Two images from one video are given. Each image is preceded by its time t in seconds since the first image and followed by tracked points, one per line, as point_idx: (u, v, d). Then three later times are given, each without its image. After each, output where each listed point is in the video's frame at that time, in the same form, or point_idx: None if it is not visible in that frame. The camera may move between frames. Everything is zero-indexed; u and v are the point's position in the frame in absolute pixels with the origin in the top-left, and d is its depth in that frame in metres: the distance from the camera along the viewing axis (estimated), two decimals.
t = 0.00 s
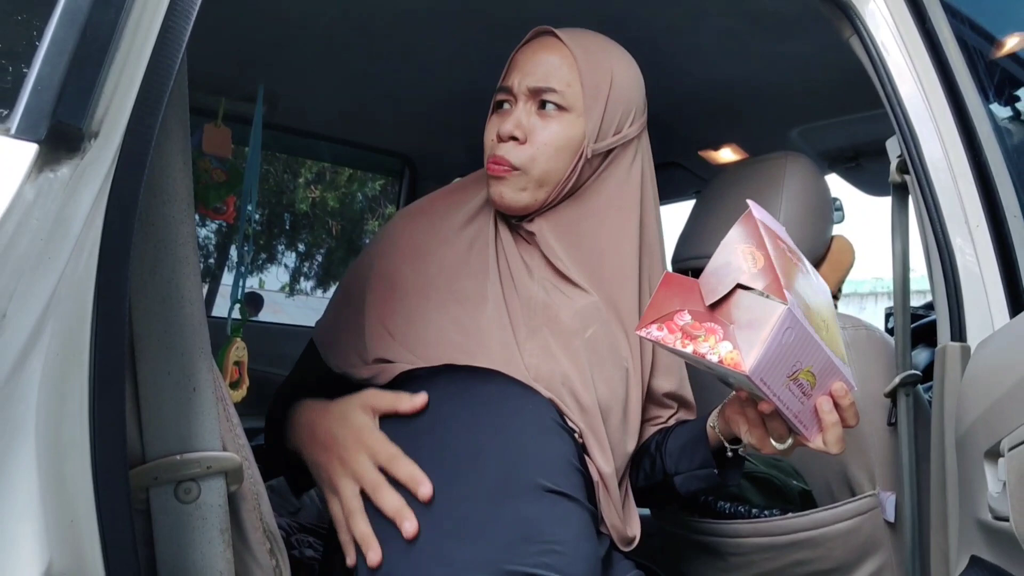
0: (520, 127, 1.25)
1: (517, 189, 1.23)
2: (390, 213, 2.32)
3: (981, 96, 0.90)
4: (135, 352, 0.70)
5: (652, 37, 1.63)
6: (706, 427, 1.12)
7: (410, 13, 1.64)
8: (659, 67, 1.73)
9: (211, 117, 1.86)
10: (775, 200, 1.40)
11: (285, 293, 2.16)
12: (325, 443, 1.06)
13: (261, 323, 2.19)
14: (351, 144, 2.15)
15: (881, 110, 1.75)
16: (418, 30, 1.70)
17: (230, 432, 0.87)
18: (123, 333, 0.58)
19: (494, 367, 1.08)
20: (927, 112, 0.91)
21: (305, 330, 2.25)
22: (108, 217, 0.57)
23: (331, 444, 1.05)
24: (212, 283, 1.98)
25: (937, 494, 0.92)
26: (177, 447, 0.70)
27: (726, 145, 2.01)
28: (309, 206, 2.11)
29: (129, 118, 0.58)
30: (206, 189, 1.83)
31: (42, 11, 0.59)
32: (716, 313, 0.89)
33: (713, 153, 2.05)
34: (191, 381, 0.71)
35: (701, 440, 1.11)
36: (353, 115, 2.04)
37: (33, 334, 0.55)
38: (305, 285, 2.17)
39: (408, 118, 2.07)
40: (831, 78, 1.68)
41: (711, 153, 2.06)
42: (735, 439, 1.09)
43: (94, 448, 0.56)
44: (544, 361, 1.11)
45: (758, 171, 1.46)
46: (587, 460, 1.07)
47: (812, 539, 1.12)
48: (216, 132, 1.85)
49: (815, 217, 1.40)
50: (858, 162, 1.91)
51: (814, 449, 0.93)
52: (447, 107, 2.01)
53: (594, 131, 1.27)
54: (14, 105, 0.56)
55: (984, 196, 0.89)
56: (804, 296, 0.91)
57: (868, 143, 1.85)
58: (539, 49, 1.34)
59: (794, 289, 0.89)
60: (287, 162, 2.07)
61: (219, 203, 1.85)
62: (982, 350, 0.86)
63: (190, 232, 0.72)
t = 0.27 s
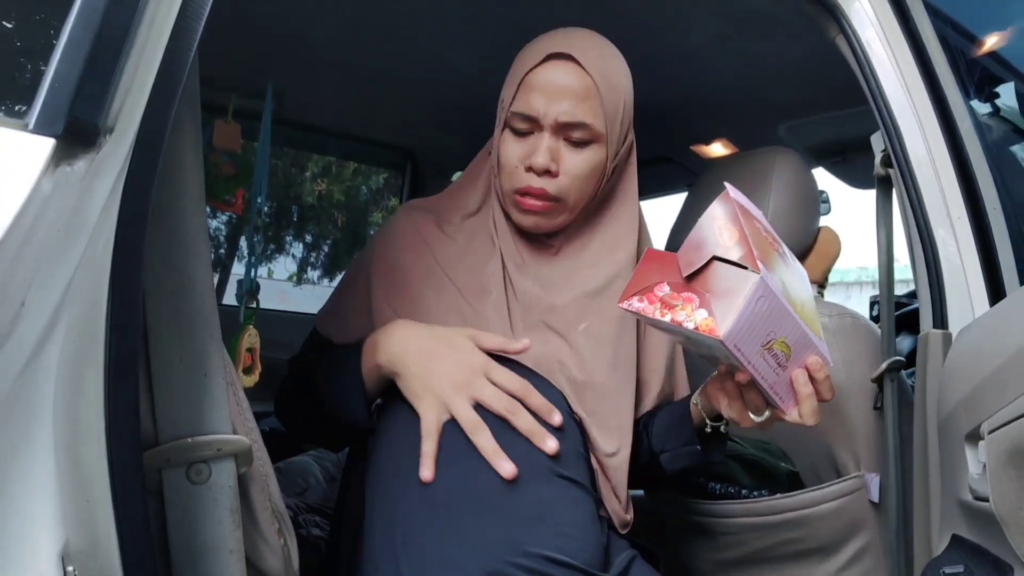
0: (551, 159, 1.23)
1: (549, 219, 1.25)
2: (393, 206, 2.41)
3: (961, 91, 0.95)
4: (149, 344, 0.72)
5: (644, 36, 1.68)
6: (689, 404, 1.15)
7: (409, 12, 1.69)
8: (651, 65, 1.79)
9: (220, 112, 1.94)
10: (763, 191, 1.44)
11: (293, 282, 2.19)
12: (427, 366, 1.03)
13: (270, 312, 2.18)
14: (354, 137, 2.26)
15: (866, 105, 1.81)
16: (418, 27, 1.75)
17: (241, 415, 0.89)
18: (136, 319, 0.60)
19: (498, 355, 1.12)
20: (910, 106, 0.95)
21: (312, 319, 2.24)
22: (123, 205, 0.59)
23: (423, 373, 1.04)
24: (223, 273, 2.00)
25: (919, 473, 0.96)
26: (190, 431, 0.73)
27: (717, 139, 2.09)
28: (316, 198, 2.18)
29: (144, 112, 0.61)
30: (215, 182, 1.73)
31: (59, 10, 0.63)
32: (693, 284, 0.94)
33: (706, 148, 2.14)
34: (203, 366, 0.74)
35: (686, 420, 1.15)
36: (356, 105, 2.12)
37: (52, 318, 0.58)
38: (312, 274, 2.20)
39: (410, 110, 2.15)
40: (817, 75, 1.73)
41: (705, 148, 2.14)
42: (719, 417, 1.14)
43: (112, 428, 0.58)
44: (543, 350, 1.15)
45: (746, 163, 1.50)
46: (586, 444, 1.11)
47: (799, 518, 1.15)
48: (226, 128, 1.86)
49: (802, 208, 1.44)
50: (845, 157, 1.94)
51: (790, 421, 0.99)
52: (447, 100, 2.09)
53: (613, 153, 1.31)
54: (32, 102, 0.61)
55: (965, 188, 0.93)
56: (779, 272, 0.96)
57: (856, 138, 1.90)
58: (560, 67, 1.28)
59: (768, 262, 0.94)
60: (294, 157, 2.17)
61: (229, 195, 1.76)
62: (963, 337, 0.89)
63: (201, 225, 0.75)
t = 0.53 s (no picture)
0: (561, 159, 1.27)
1: (556, 216, 1.29)
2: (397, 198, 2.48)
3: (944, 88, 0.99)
4: (162, 329, 0.75)
5: (638, 34, 1.73)
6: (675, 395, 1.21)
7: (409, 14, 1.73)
8: (645, 61, 1.83)
9: (229, 109, 1.98)
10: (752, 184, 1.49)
11: (300, 272, 2.31)
12: (381, 471, 1.02)
13: (279, 300, 2.31)
14: (359, 133, 2.31)
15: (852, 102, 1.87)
16: (418, 31, 1.80)
17: (250, 401, 0.92)
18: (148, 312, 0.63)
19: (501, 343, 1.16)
20: (896, 104, 0.98)
21: (318, 307, 2.37)
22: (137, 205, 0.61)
23: (384, 485, 1.01)
24: (233, 264, 2.10)
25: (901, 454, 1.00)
26: (200, 415, 0.75)
27: (709, 134, 2.16)
28: (323, 191, 2.26)
29: (158, 113, 0.63)
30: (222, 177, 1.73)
31: (76, 8, 0.62)
32: (676, 288, 0.98)
33: (696, 143, 2.21)
34: (214, 353, 0.76)
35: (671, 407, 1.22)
36: (359, 106, 2.17)
37: (68, 312, 0.59)
38: (318, 264, 2.32)
39: (412, 109, 2.21)
40: (805, 73, 1.78)
41: (695, 143, 2.21)
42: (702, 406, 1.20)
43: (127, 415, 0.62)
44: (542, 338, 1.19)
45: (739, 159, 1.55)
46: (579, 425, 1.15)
47: (786, 500, 1.20)
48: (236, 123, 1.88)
49: (791, 201, 1.48)
50: (829, 151, 2.04)
51: (769, 416, 1.02)
52: (447, 101, 2.15)
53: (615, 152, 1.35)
54: (49, 97, 0.60)
55: (948, 182, 0.97)
56: (756, 276, 0.99)
57: (840, 134, 1.97)
58: (570, 69, 1.31)
59: (746, 267, 0.97)
60: (301, 151, 2.21)
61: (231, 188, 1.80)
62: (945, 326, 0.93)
63: (211, 215, 0.77)
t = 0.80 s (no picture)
0: (559, 151, 1.31)
1: (556, 207, 1.33)
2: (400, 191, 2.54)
3: (927, 85, 1.06)
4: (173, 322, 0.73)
5: (635, 31, 1.76)
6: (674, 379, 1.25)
7: (409, 12, 1.76)
8: (641, 57, 1.87)
9: (239, 104, 2.08)
10: (743, 178, 1.56)
11: (307, 262, 2.38)
12: (348, 396, 1.16)
13: (286, 290, 2.37)
14: (360, 128, 2.35)
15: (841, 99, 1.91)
16: (418, 29, 1.83)
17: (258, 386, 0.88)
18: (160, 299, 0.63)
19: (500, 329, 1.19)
20: (881, 100, 1.06)
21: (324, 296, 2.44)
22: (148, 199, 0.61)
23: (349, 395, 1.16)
24: (241, 255, 2.17)
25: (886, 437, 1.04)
26: (210, 402, 0.73)
27: (700, 130, 2.20)
28: (329, 184, 2.33)
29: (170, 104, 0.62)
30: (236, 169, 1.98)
31: (92, 8, 0.61)
32: (676, 274, 1.00)
33: (689, 138, 2.25)
34: (223, 341, 0.73)
35: (669, 395, 1.26)
36: (358, 102, 2.21)
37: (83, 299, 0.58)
38: (325, 255, 2.39)
39: (411, 106, 2.24)
40: (794, 70, 1.82)
41: (687, 138, 2.25)
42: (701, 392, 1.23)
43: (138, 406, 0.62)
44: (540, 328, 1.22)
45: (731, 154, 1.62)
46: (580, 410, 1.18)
47: (776, 482, 1.30)
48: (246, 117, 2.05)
49: (779, 194, 1.56)
50: (818, 147, 2.07)
51: (764, 399, 1.06)
52: (444, 98, 2.19)
53: (612, 145, 1.39)
54: (65, 93, 0.59)
55: (931, 174, 1.03)
56: (757, 262, 1.02)
57: (829, 130, 2.00)
58: (566, 64, 1.34)
59: (747, 252, 1.01)
60: (308, 146, 2.28)
61: (248, 181, 2.00)
62: (930, 315, 0.96)
63: (221, 208, 0.74)
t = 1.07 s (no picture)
0: (555, 150, 1.33)
1: (552, 204, 1.36)
2: (403, 187, 2.56)
3: (916, 84, 1.10)
4: (181, 312, 0.74)
5: (632, 28, 1.78)
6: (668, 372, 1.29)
7: (409, 10, 1.78)
8: (638, 54, 1.89)
9: (245, 103, 2.12)
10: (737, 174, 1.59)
11: (311, 256, 2.41)
12: (422, 300, 1.17)
13: (291, 284, 2.41)
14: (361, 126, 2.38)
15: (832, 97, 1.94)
16: (418, 27, 1.86)
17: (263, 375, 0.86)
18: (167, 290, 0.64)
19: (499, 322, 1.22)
20: (870, 97, 1.09)
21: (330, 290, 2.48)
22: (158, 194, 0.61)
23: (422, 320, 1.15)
24: (248, 250, 2.20)
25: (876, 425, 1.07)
26: (218, 392, 0.74)
27: (696, 128, 2.23)
28: (333, 180, 2.36)
29: (178, 99, 0.62)
30: (240, 165, 2.03)
31: (102, 8, 0.62)
32: (668, 267, 1.03)
33: (684, 135, 2.27)
34: (229, 332, 0.75)
35: (663, 386, 1.29)
36: (358, 101, 2.24)
37: (94, 289, 0.58)
38: (329, 249, 2.41)
39: (410, 104, 2.27)
40: (787, 69, 1.85)
41: (682, 134, 2.27)
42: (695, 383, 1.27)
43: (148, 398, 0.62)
44: (538, 321, 1.25)
45: (724, 151, 1.65)
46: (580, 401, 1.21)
47: (768, 470, 1.33)
48: (251, 116, 2.09)
49: (771, 190, 1.59)
50: (810, 144, 2.10)
51: (755, 392, 1.09)
52: (443, 96, 2.21)
53: (605, 142, 1.42)
54: (76, 91, 0.58)
55: (920, 171, 1.06)
56: (747, 259, 1.05)
57: (821, 127, 2.03)
58: (560, 64, 1.36)
59: (737, 250, 1.03)
60: (312, 143, 2.32)
61: (253, 177, 2.04)
62: (917, 308, 0.99)
63: (227, 204, 0.76)
